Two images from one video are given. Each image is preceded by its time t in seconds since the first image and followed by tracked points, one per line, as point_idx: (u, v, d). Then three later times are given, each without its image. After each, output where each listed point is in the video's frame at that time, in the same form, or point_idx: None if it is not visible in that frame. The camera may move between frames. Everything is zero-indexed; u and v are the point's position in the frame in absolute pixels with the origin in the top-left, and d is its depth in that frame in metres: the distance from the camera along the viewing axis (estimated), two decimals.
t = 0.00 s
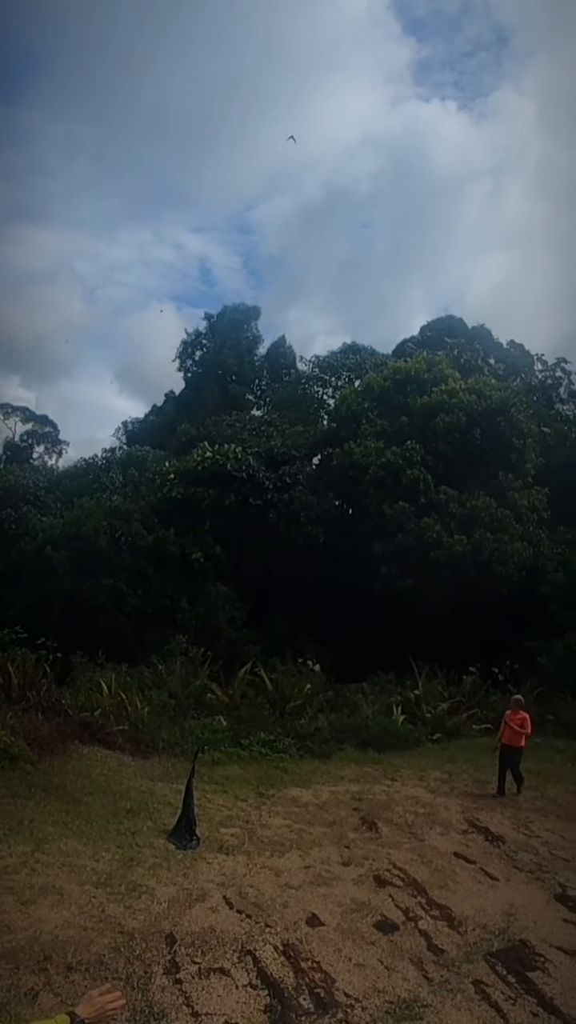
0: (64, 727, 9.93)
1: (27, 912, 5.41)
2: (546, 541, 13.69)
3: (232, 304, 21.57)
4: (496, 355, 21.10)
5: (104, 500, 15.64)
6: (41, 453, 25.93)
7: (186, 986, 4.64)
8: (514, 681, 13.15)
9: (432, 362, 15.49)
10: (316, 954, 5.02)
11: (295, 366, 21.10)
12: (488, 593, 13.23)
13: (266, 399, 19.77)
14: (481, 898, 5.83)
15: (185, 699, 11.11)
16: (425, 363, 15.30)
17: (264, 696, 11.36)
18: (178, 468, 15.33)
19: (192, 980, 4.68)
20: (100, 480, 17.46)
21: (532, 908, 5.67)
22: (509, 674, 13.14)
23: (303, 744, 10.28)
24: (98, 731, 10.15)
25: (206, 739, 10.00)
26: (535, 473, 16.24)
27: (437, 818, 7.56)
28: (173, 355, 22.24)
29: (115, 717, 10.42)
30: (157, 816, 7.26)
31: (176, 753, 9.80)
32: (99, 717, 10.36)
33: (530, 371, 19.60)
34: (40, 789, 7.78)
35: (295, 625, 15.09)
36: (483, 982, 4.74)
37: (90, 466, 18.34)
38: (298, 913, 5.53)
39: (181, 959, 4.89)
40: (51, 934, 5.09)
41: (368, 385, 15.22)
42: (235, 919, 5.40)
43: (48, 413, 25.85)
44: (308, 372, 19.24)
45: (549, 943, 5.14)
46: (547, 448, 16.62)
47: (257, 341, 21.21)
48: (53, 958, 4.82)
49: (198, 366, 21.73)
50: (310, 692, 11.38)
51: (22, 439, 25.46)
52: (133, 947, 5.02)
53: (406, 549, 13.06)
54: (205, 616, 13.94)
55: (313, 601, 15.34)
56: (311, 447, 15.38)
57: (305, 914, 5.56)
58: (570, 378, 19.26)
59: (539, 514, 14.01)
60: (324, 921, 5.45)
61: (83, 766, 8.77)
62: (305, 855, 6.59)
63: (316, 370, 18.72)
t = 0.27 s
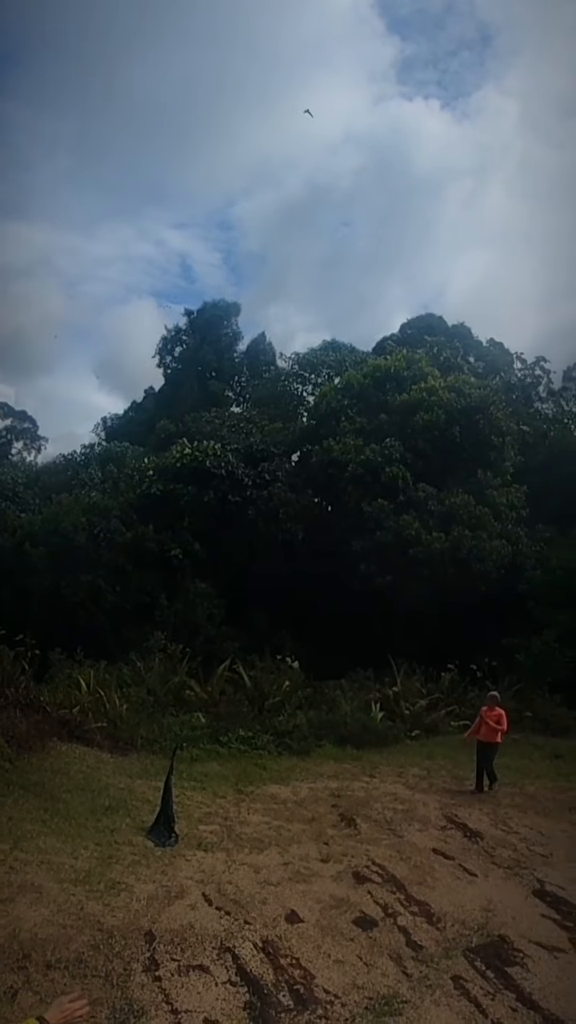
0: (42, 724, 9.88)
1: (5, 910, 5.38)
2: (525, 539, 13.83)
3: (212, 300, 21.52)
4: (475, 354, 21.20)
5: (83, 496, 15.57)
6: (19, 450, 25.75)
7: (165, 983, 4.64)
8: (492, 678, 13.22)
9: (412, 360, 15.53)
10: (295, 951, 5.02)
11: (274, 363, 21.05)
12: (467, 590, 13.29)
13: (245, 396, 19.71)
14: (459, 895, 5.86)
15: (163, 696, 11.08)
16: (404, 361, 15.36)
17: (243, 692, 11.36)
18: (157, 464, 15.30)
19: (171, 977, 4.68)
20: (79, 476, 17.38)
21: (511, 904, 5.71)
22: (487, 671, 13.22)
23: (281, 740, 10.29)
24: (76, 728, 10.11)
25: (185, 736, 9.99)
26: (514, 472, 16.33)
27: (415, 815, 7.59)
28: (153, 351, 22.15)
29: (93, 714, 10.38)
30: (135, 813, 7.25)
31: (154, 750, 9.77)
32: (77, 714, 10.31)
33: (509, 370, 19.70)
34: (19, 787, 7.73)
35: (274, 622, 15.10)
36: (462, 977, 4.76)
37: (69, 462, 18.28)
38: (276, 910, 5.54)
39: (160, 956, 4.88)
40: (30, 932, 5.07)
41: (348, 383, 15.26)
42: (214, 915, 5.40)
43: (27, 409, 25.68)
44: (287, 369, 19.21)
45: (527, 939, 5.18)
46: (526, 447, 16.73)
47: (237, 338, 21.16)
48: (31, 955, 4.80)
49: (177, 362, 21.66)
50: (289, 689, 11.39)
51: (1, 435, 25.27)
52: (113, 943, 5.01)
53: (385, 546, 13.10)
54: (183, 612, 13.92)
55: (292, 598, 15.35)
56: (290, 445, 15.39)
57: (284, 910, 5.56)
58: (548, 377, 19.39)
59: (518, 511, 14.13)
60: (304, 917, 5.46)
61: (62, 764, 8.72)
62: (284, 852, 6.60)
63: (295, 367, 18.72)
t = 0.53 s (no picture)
0: (20, 720, 9.83)
1: None
2: (504, 536, 13.97)
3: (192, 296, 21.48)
4: (455, 350, 21.31)
5: (62, 492, 15.48)
6: None
7: (146, 979, 4.64)
8: (471, 674, 13.31)
9: (391, 357, 15.57)
10: (275, 946, 5.03)
11: (253, 360, 21.19)
12: (445, 586, 13.36)
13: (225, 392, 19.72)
14: (439, 889, 5.89)
15: (143, 692, 11.06)
16: (384, 357, 15.39)
17: (222, 688, 11.36)
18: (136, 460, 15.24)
19: (152, 973, 4.68)
20: (58, 471, 17.29)
21: (489, 898, 5.75)
22: (466, 666, 13.30)
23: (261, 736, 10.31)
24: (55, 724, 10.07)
25: (164, 732, 9.98)
26: (492, 468, 16.43)
27: (395, 809, 7.63)
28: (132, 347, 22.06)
29: (72, 710, 10.34)
30: (115, 809, 7.23)
31: (133, 746, 9.76)
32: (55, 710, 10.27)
33: (488, 366, 19.80)
34: None
35: (254, 618, 15.10)
36: (442, 971, 4.78)
37: (47, 458, 18.20)
38: (257, 905, 5.55)
39: (141, 952, 4.87)
40: (9, 929, 5.04)
41: (327, 379, 15.27)
42: (195, 912, 5.40)
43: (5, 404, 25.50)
44: (267, 365, 19.22)
45: (507, 932, 5.22)
46: (505, 444, 16.84)
47: (216, 333, 21.13)
48: (11, 953, 4.78)
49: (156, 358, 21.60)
50: (268, 684, 11.40)
51: None
52: (94, 940, 5.00)
53: (364, 542, 13.13)
54: (163, 608, 13.89)
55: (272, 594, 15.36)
56: (270, 440, 15.39)
57: (264, 906, 5.57)
58: (527, 374, 19.52)
59: (497, 507, 14.26)
60: (284, 912, 5.48)
61: (40, 760, 8.68)
62: (264, 848, 6.61)
63: (275, 363, 18.73)
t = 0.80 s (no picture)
0: None
1: None
2: (482, 531, 14.06)
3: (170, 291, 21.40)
4: (434, 346, 21.38)
5: (39, 487, 15.38)
6: None
7: (126, 976, 4.63)
8: (450, 669, 13.37)
9: (370, 353, 15.59)
10: (254, 941, 5.04)
11: (232, 355, 21.21)
12: (423, 581, 13.41)
13: (204, 387, 19.71)
14: (417, 883, 5.93)
15: (121, 688, 11.03)
16: (363, 352, 15.40)
17: (200, 684, 11.34)
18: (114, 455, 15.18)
19: (132, 969, 4.68)
20: (35, 466, 17.17)
21: (468, 892, 5.79)
22: (444, 661, 13.37)
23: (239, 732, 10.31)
24: (33, 721, 10.02)
25: (143, 728, 9.96)
26: (471, 464, 16.52)
27: (373, 804, 7.66)
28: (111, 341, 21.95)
29: (49, 706, 10.29)
30: (93, 806, 7.20)
31: (112, 743, 9.72)
32: (33, 707, 10.21)
33: (467, 362, 19.88)
34: None
35: (232, 614, 15.09)
36: (421, 965, 4.81)
37: (24, 453, 18.10)
38: (236, 901, 5.55)
39: (120, 949, 4.87)
40: None
41: (306, 374, 15.26)
42: (174, 907, 5.40)
43: None
44: (246, 360, 19.21)
45: (485, 926, 5.25)
46: (483, 439, 16.92)
47: (195, 328, 21.08)
48: None
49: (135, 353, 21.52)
50: (247, 680, 11.41)
51: None
52: (73, 937, 4.99)
53: (342, 538, 13.17)
54: (141, 604, 13.85)
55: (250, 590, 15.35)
56: (248, 436, 15.37)
57: (244, 901, 5.58)
58: (506, 370, 19.63)
59: (475, 504, 14.34)
60: (263, 907, 5.49)
61: (17, 757, 8.63)
62: (243, 843, 6.61)
63: (253, 358, 18.72)
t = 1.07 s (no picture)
0: None
1: None
2: (460, 527, 14.14)
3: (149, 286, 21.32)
4: (413, 343, 21.45)
5: (17, 483, 15.28)
6: None
7: (106, 972, 4.62)
8: (428, 664, 13.43)
9: (349, 348, 15.61)
10: (234, 937, 5.04)
11: (211, 351, 21.17)
12: (402, 577, 13.46)
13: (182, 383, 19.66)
14: (396, 878, 5.95)
15: (100, 685, 10.99)
16: (341, 348, 15.42)
17: (178, 679, 11.32)
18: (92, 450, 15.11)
19: (112, 966, 4.67)
20: (13, 462, 17.06)
21: (447, 886, 5.82)
22: (423, 657, 13.42)
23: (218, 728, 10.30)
24: (11, 718, 9.96)
25: (121, 725, 9.93)
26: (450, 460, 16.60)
27: (352, 800, 7.68)
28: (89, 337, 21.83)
29: (27, 703, 10.24)
30: (72, 803, 7.18)
31: (90, 739, 9.69)
32: (11, 704, 10.15)
33: (446, 359, 19.96)
34: None
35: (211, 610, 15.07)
36: (401, 959, 4.83)
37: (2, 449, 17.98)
38: (216, 896, 5.55)
39: (100, 946, 4.86)
40: None
41: (285, 370, 15.26)
42: (154, 904, 5.39)
43: None
44: (225, 355, 19.16)
45: (464, 920, 5.29)
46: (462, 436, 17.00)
47: (174, 324, 21.01)
48: None
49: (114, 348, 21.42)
50: (225, 676, 11.41)
51: None
52: (53, 934, 4.97)
53: (321, 534, 13.16)
54: (119, 600, 13.79)
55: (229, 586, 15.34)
56: (227, 431, 15.36)
57: (223, 897, 5.58)
58: (484, 367, 19.73)
59: (454, 500, 14.42)
60: (243, 903, 5.49)
61: None
62: (222, 839, 6.60)
63: (232, 354, 18.68)
